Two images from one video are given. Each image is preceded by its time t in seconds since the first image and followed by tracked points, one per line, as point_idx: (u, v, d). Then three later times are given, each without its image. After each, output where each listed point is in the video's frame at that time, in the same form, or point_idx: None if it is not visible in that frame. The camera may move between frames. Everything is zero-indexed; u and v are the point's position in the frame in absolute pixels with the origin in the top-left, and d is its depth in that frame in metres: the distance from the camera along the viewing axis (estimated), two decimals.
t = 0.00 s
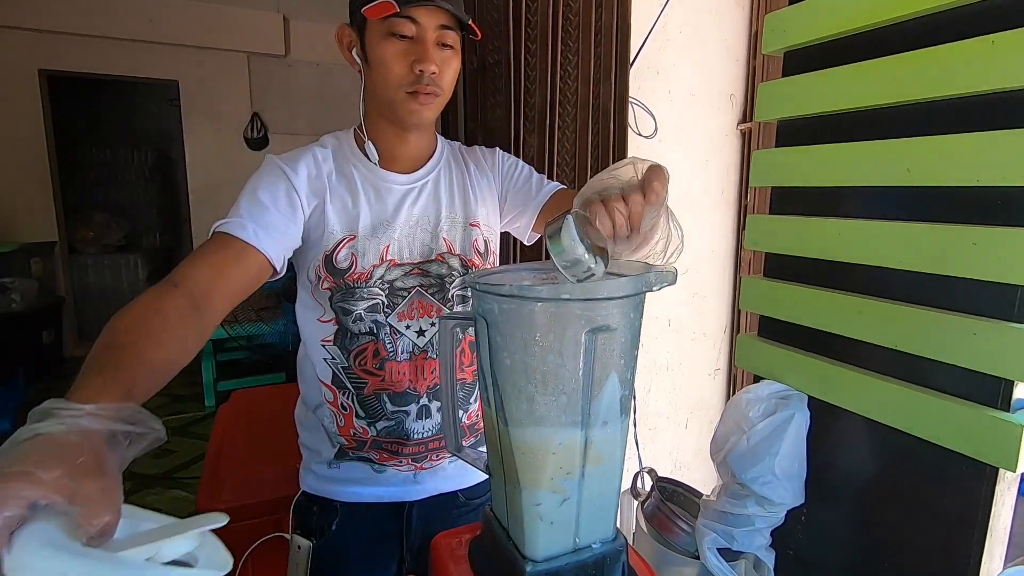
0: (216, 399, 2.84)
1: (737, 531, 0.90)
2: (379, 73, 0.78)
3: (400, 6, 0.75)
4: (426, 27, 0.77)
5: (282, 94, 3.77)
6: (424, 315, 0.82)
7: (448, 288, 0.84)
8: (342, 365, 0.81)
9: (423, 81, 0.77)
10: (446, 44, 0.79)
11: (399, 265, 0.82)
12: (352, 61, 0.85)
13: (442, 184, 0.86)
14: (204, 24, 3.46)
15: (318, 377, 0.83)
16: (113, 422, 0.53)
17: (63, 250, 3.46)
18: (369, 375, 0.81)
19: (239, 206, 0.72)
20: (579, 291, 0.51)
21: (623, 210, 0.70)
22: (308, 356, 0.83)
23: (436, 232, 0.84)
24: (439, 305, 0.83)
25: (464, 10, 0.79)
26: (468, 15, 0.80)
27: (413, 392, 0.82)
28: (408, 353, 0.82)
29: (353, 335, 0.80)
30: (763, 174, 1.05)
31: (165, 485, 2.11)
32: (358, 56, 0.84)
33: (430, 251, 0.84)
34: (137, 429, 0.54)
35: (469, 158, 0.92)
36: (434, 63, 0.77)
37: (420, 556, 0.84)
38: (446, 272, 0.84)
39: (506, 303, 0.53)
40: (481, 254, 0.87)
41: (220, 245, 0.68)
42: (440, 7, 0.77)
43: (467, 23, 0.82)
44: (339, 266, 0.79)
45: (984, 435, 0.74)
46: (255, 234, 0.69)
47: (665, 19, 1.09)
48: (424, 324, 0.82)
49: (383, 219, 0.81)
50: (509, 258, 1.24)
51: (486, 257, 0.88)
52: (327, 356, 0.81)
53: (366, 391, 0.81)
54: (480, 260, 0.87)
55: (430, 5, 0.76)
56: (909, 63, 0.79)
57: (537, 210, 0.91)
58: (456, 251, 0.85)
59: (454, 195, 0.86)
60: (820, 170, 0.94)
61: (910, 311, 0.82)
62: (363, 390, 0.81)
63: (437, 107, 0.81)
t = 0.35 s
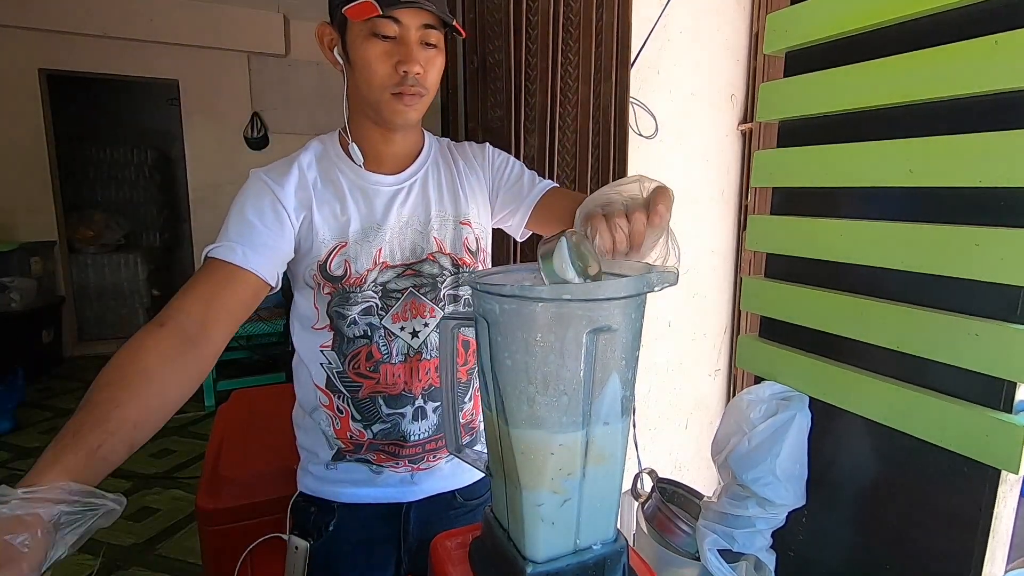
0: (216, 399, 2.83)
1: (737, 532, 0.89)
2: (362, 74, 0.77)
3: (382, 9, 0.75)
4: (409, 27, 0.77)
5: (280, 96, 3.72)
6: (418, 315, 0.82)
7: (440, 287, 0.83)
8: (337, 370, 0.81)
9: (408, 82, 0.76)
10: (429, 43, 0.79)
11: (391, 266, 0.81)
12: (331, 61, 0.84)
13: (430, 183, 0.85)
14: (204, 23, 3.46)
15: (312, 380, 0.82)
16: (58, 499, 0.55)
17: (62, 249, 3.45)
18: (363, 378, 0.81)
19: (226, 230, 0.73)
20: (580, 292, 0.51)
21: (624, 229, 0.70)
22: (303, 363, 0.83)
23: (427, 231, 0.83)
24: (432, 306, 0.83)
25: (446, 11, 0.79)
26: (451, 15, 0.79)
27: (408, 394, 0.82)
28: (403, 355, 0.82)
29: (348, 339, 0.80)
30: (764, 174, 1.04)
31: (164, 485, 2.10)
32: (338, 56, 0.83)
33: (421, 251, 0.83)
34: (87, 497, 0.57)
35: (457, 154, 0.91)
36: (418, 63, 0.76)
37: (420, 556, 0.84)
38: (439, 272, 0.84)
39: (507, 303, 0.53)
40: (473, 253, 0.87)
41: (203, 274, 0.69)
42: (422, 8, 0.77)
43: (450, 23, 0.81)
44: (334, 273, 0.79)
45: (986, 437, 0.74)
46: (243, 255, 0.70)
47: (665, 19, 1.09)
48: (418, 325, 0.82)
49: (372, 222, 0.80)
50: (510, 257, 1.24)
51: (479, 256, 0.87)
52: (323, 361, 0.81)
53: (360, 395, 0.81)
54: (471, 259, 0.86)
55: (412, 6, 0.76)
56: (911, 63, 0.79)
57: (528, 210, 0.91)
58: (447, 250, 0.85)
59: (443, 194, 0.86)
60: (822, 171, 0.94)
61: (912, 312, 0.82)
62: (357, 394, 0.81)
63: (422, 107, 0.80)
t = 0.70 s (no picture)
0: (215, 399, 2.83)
1: (733, 535, 0.90)
2: (367, 78, 0.77)
3: (396, 17, 0.74)
4: (416, 32, 0.76)
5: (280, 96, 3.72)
6: (415, 321, 0.82)
7: (439, 294, 0.83)
8: (333, 375, 0.81)
9: (413, 88, 0.77)
10: (432, 47, 0.79)
11: (388, 271, 0.81)
12: (327, 58, 0.84)
13: (430, 186, 0.85)
14: (204, 24, 3.46)
15: (309, 387, 0.82)
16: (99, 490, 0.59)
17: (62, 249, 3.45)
18: (358, 384, 0.81)
19: (214, 237, 0.74)
20: (576, 295, 0.51)
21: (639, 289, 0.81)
22: (301, 367, 0.83)
23: (425, 237, 0.83)
24: (429, 312, 0.83)
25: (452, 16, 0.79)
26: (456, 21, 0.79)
27: (404, 401, 0.82)
28: (398, 362, 0.82)
29: (343, 344, 0.80)
30: (763, 177, 1.05)
31: (163, 486, 2.10)
32: (336, 55, 0.83)
33: (419, 256, 0.83)
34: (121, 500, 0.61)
35: (460, 159, 0.90)
36: (423, 69, 0.77)
37: (416, 558, 0.84)
38: (438, 278, 0.84)
39: (503, 306, 0.53)
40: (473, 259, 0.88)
41: (192, 282, 0.71)
42: (433, 16, 0.77)
43: (456, 29, 0.81)
44: (326, 276, 0.79)
45: (982, 440, 0.74)
46: (231, 264, 0.72)
47: (665, 21, 1.09)
48: (415, 331, 0.82)
49: (368, 225, 0.80)
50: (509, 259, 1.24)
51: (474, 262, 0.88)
52: (319, 366, 0.81)
53: (355, 401, 0.81)
54: (469, 265, 0.87)
55: (424, 14, 0.76)
56: (908, 66, 0.79)
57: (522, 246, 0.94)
58: (446, 256, 0.85)
59: (442, 198, 0.85)
60: (820, 174, 0.94)
61: (909, 315, 0.82)
62: (352, 400, 0.81)
63: (423, 111, 0.81)
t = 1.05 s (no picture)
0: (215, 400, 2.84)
1: (733, 539, 0.88)
2: (373, 85, 0.78)
3: (406, 25, 0.74)
4: (422, 39, 0.77)
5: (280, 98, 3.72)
6: (418, 330, 0.82)
7: (440, 302, 0.83)
8: (336, 381, 0.81)
9: (419, 94, 0.78)
10: (439, 53, 0.79)
11: (390, 279, 0.82)
12: (331, 62, 0.85)
13: (432, 196, 0.84)
14: (205, 25, 3.47)
15: (311, 389, 0.82)
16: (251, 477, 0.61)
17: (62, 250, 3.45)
18: (363, 392, 0.81)
19: (230, 256, 0.77)
20: (575, 298, 0.52)
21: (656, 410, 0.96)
22: (301, 368, 0.84)
23: (426, 247, 0.83)
24: (432, 320, 0.83)
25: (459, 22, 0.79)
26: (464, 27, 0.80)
27: (407, 408, 0.82)
28: (403, 369, 0.82)
29: (344, 351, 0.81)
30: (762, 180, 1.05)
31: (163, 487, 2.10)
32: (340, 59, 0.83)
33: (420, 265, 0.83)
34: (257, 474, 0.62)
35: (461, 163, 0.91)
36: (429, 75, 0.77)
37: (416, 559, 0.84)
38: (439, 287, 0.83)
39: (502, 309, 0.54)
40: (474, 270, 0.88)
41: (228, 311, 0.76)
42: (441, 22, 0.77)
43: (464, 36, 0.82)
44: (327, 282, 0.80)
45: (979, 441, 0.74)
46: (252, 285, 0.75)
47: (664, 25, 1.09)
48: (418, 340, 0.82)
49: (367, 231, 0.80)
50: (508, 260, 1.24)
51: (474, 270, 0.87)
52: (321, 370, 0.81)
53: (359, 408, 0.81)
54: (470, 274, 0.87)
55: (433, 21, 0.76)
56: (906, 71, 0.80)
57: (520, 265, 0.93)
58: (445, 265, 0.84)
59: (445, 207, 0.85)
60: (818, 177, 0.94)
61: (907, 318, 0.82)
62: (356, 407, 0.81)
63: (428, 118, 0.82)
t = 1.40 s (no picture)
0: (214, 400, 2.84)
1: (732, 538, 0.89)
2: (359, 78, 0.78)
3: (374, 9, 0.75)
4: (404, 28, 0.77)
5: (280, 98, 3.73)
6: (417, 329, 0.82)
7: (442, 301, 0.84)
8: (334, 381, 0.81)
9: (404, 84, 0.77)
10: (425, 43, 0.79)
11: (391, 279, 0.82)
12: (325, 64, 0.85)
13: (434, 195, 0.84)
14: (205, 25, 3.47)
15: (311, 389, 0.83)
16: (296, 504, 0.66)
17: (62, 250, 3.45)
18: (359, 392, 0.81)
19: (247, 264, 0.77)
20: (575, 296, 0.52)
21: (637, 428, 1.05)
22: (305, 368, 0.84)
23: (431, 244, 0.83)
24: (431, 319, 0.83)
25: (442, 10, 0.79)
26: (447, 14, 0.79)
27: (405, 407, 0.82)
28: (400, 368, 0.82)
29: (345, 351, 0.81)
30: (762, 180, 1.05)
31: (163, 487, 2.10)
32: (334, 59, 0.83)
33: (424, 263, 0.83)
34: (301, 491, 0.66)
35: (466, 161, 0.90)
36: (413, 66, 0.76)
37: (416, 558, 0.85)
38: (442, 285, 0.84)
39: (502, 308, 0.54)
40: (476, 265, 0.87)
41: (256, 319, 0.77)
42: (416, 8, 0.76)
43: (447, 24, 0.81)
44: (332, 283, 0.79)
45: (979, 441, 0.74)
46: (280, 292, 0.75)
47: (663, 25, 1.09)
48: (417, 339, 0.82)
49: (371, 233, 0.80)
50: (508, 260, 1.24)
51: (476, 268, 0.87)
52: (322, 370, 0.82)
53: (356, 407, 0.82)
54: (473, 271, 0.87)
55: (406, 7, 0.76)
56: (906, 70, 0.80)
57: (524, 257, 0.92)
58: (451, 264, 0.84)
59: (448, 206, 0.85)
60: (818, 177, 0.94)
61: (908, 318, 0.82)
62: (353, 406, 0.82)
63: (420, 111, 0.80)
